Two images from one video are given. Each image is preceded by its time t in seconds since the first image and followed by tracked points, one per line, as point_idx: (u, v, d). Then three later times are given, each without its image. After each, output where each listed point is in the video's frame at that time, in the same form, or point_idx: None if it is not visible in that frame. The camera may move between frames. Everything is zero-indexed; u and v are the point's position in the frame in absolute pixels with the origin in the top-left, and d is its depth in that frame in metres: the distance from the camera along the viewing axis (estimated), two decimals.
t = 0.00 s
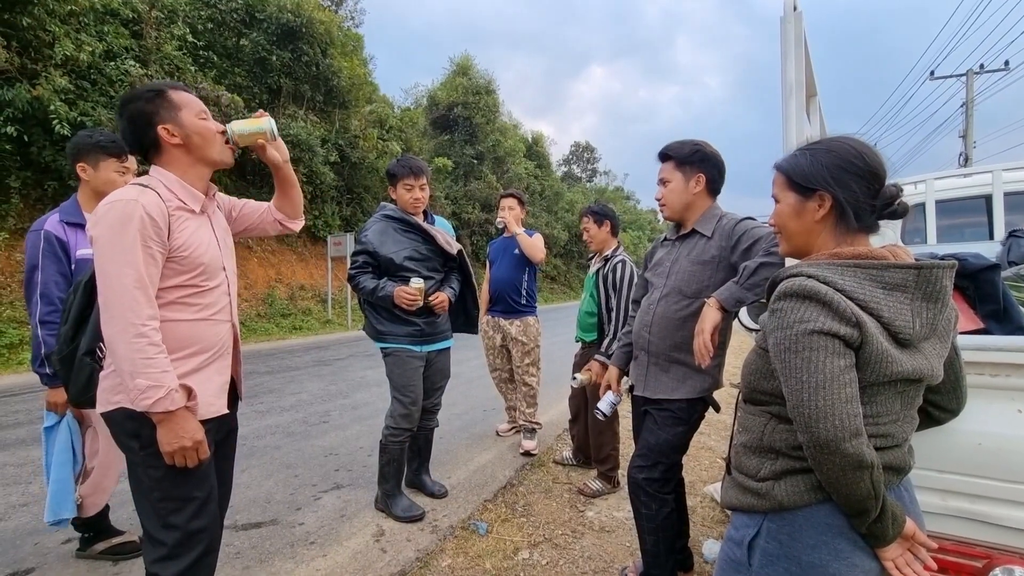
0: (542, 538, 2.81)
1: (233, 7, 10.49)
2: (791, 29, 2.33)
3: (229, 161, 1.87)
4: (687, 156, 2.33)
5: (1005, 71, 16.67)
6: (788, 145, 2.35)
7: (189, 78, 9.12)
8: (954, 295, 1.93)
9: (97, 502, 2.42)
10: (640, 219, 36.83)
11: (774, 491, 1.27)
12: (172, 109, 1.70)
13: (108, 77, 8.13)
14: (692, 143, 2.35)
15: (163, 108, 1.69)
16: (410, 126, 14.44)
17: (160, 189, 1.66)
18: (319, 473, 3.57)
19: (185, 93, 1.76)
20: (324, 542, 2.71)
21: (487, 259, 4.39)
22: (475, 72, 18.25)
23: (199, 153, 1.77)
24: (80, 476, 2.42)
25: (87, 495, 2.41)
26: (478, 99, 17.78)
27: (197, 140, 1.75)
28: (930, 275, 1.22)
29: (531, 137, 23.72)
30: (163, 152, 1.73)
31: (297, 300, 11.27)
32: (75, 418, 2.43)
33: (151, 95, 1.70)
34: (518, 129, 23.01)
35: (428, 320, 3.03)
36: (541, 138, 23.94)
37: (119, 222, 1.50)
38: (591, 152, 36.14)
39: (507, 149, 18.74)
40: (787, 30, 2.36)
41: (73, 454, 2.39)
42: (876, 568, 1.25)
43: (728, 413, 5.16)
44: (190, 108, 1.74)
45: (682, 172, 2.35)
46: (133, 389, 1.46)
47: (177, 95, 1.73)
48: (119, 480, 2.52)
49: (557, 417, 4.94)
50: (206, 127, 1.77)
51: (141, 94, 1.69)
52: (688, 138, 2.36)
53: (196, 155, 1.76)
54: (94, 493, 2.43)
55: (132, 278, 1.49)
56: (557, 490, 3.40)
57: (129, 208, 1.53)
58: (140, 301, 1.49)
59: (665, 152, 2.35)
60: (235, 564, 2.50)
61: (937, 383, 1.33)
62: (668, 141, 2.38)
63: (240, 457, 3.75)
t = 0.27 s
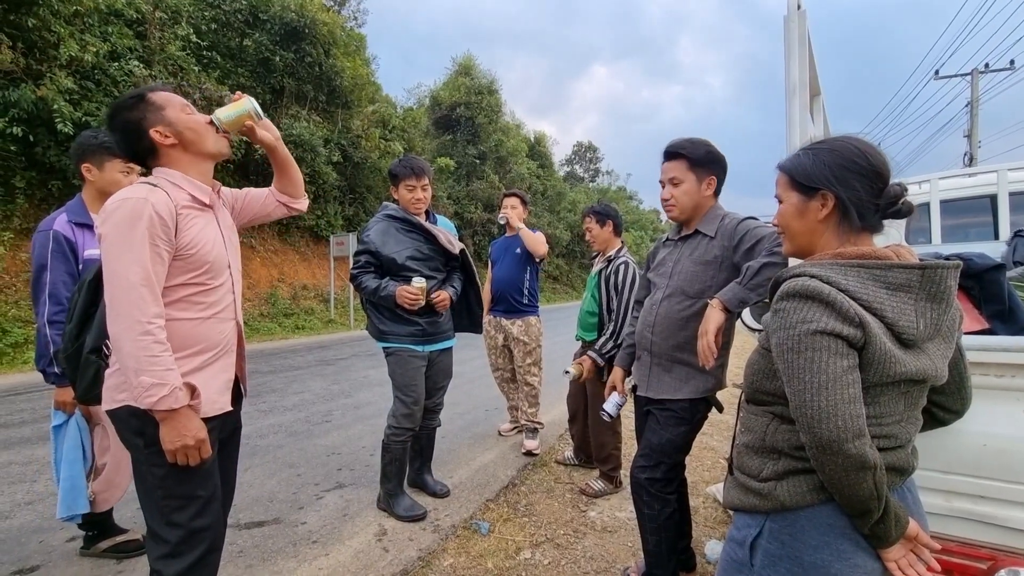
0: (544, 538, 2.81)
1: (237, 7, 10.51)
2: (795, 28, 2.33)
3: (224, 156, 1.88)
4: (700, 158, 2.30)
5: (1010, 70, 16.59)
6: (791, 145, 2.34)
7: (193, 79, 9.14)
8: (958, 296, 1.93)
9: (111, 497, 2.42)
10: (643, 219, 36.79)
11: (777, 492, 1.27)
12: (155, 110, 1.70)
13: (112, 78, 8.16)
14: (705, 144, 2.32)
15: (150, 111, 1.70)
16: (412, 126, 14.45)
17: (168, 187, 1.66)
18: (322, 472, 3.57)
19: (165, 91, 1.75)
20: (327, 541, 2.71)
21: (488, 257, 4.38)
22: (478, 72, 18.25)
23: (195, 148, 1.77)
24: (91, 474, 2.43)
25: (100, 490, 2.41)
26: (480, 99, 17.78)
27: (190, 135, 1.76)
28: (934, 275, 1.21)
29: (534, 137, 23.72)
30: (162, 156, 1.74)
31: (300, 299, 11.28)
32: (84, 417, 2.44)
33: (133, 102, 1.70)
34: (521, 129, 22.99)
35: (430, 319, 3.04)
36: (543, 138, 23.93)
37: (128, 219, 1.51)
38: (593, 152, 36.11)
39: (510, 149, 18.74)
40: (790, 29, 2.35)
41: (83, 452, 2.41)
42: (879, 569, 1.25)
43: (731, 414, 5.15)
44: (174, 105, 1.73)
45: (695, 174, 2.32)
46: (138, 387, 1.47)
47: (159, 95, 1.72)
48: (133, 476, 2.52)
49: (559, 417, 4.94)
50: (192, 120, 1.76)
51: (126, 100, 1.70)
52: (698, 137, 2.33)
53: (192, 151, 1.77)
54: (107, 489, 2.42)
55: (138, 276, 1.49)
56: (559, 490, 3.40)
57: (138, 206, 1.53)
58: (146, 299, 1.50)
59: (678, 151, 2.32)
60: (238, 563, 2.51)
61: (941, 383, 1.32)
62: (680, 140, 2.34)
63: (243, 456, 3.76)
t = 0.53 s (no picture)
0: (547, 536, 2.81)
1: (239, 7, 10.52)
2: (799, 26, 2.32)
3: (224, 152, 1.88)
4: (716, 159, 2.28)
5: (1014, 68, 16.50)
6: (795, 143, 2.34)
7: (195, 78, 9.15)
8: (963, 294, 1.92)
9: (111, 496, 2.43)
10: (645, 218, 36.75)
11: (780, 489, 1.27)
12: (152, 110, 1.70)
13: (114, 77, 8.17)
14: (722, 147, 2.30)
15: (149, 111, 1.70)
16: (414, 125, 14.44)
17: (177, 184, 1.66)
18: (325, 470, 3.58)
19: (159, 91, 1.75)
20: (330, 539, 2.72)
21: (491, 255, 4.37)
22: (480, 71, 18.23)
23: (196, 146, 1.77)
24: (93, 471, 2.43)
25: (101, 488, 2.42)
26: (482, 98, 17.76)
27: (190, 133, 1.76)
28: (938, 272, 1.21)
29: (535, 136, 23.69)
30: (163, 156, 1.74)
31: (302, 298, 11.30)
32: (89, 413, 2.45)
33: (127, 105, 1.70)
34: (523, 128, 22.97)
35: (433, 318, 3.04)
36: (545, 137, 23.91)
37: (139, 216, 1.51)
38: (595, 150, 36.05)
39: (511, 148, 18.72)
40: (794, 27, 2.35)
41: (87, 449, 2.41)
42: (883, 567, 1.24)
43: (733, 412, 5.15)
44: (172, 103, 1.74)
45: (710, 176, 2.31)
46: (149, 383, 1.47)
47: (155, 95, 1.72)
48: (134, 474, 2.54)
49: (562, 415, 4.94)
50: (189, 116, 1.77)
51: (121, 105, 1.71)
52: (710, 136, 2.31)
53: (194, 150, 1.77)
54: (108, 487, 2.44)
55: (150, 273, 1.50)
56: (562, 489, 3.40)
57: (149, 203, 1.53)
58: (157, 295, 1.50)
59: (695, 149, 2.28)
60: (242, 560, 2.51)
61: (945, 381, 1.32)
62: (699, 139, 2.30)
63: (246, 454, 3.76)
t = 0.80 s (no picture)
0: (549, 535, 2.81)
1: (242, 5, 10.53)
2: (802, 24, 2.31)
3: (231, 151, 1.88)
4: (720, 159, 2.28)
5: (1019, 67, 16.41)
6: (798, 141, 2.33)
7: (199, 76, 9.17)
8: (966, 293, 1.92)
9: (118, 490, 2.46)
10: (647, 217, 36.70)
11: (783, 488, 1.27)
12: (160, 109, 1.70)
13: (118, 75, 8.18)
14: (725, 147, 2.30)
15: (156, 109, 1.70)
16: (416, 123, 14.44)
17: (186, 183, 1.67)
18: (327, 468, 3.59)
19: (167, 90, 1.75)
20: (332, 536, 2.73)
21: (493, 254, 4.36)
22: (482, 69, 18.21)
23: (202, 146, 1.77)
24: (97, 466, 2.45)
25: (105, 484, 2.44)
26: (484, 96, 17.74)
27: (197, 134, 1.76)
28: (943, 271, 1.21)
29: (538, 134, 23.66)
30: (172, 155, 1.75)
31: (305, 297, 11.31)
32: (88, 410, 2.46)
33: (133, 103, 1.69)
34: (525, 126, 22.95)
35: (436, 316, 3.05)
36: (547, 135, 23.88)
37: (150, 214, 1.52)
38: (598, 149, 36.00)
39: (514, 146, 18.71)
40: (798, 25, 2.34)
41: (88, 445, 2.42)
42: (886, 566, 1.24)
43: (735, 412, 5.14)
44: (184, 103, 1.75)
45: (714, 176, 2.30)
46: (161, 380, 1.48)
47: (162, 93, 1.72)
48: (138, 469, 2.56)
49: (564, 414, 4.94)
50: (196, 114, 1.77)
51: (127, 103, 1.70)
52: (712, 135, 2.30)
53: (202, 149, 1.78)
54: (114, 482, 2.46)
55: (160, 271, 1.50)
56: (564, 487, 3.40)
57: (160, 201, 1.54)
58: (167, 293, 1.51)
59: (699, 149, 2.27)
60: (245, 557, 2.52)
61: (950, 380, 1.32)
62: (702, 138, 2.29)
63: (249, 452, 3.77)
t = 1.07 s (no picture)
0: (549, 532, 2.81)
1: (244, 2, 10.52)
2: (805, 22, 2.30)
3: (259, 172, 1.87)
4: (718, 157, 2.28)
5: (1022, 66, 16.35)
6: (801, 140, 2.33)
7: (200, 73, 9.16)
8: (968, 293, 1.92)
9: (103, 490, 2.45)
10: (649, 216, 36.65)
11: (783, 486, 1.27)
12: (215, 113, 1.72)
13: (120, 72, 8.18)
14: (723, 144, 2.29)
15: (214, 112, 1.72)
16: (418, 121, 14.43)
17: (181, 181, 1.67)
18: (327, 465, 3.59)
19: (240, 101, 1.79)
20: (333, 533, 2.73)
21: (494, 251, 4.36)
22: (484, 67, 18.17)
23: (229, 159, 1.77)
24: (84, 465, 2.44)
25: (92, 483, 2.44)
26: (486, 94, 17.71)
27: (232, 147, 1.76)
28: (948, 268, 1.20)
29: (539, 133, 23.64)
30: (196, 148, 1.74)
31: (306, 294, 11.31)
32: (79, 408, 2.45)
33: (204, 95, 1.72)
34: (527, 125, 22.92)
35: (438, 314, 3.05)
36: (549, 134, 23.85)
37: (140, 213, 1.51)
38: (599, 148, 35.94)
39: (515, 145, 18.69)
40: (801, 22, 2.33)
41: (78, 443, 2.42)
42: (886, 565, 1.24)
43: (736, 411, 5.13)
44: (241, 120, 1.76)
45: (712, 175, 2.30)
46: (151, 378, 1.47)
47: (234, 103, 1.76)
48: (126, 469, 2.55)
49: (564, 412, 4.94)
50: (247, 135, 1.78)
51: (190, 90, 1.72)
52: (711, 133, 2.30)
53: (224, 159, 1.76)
54: (99, 482, 2.45)
55: (149, 270, 1.50)
56: (564, 485, 3.40)
57: (151, 200, 1.54)
58: (157, 292, 1.50)
59: (695, 148, 2.27)
60: (245, 553, 2.53)
61: (952, 379, 1.31)
62: (699, 137, 2.28)
63: (250, 448, 3.77)
